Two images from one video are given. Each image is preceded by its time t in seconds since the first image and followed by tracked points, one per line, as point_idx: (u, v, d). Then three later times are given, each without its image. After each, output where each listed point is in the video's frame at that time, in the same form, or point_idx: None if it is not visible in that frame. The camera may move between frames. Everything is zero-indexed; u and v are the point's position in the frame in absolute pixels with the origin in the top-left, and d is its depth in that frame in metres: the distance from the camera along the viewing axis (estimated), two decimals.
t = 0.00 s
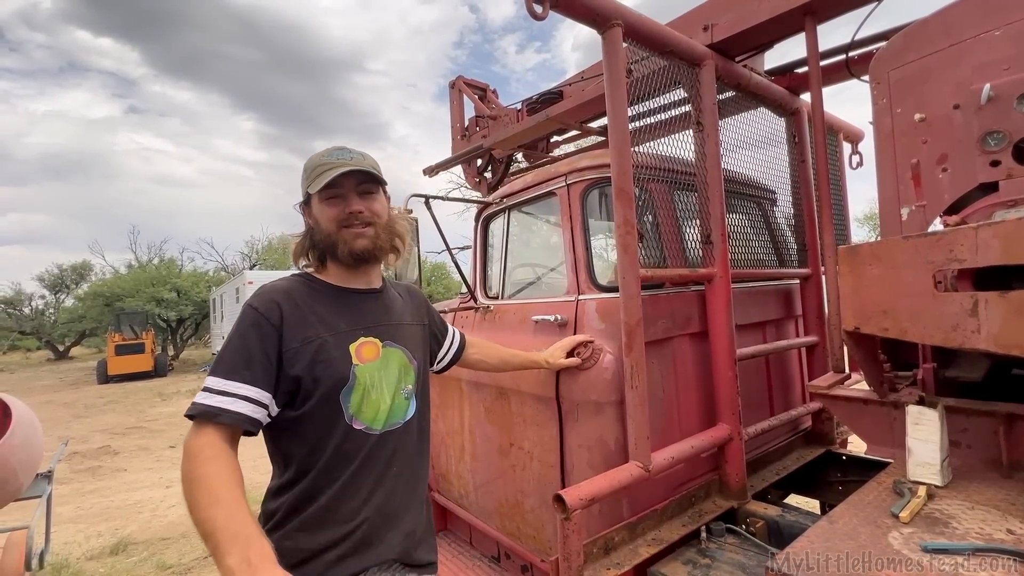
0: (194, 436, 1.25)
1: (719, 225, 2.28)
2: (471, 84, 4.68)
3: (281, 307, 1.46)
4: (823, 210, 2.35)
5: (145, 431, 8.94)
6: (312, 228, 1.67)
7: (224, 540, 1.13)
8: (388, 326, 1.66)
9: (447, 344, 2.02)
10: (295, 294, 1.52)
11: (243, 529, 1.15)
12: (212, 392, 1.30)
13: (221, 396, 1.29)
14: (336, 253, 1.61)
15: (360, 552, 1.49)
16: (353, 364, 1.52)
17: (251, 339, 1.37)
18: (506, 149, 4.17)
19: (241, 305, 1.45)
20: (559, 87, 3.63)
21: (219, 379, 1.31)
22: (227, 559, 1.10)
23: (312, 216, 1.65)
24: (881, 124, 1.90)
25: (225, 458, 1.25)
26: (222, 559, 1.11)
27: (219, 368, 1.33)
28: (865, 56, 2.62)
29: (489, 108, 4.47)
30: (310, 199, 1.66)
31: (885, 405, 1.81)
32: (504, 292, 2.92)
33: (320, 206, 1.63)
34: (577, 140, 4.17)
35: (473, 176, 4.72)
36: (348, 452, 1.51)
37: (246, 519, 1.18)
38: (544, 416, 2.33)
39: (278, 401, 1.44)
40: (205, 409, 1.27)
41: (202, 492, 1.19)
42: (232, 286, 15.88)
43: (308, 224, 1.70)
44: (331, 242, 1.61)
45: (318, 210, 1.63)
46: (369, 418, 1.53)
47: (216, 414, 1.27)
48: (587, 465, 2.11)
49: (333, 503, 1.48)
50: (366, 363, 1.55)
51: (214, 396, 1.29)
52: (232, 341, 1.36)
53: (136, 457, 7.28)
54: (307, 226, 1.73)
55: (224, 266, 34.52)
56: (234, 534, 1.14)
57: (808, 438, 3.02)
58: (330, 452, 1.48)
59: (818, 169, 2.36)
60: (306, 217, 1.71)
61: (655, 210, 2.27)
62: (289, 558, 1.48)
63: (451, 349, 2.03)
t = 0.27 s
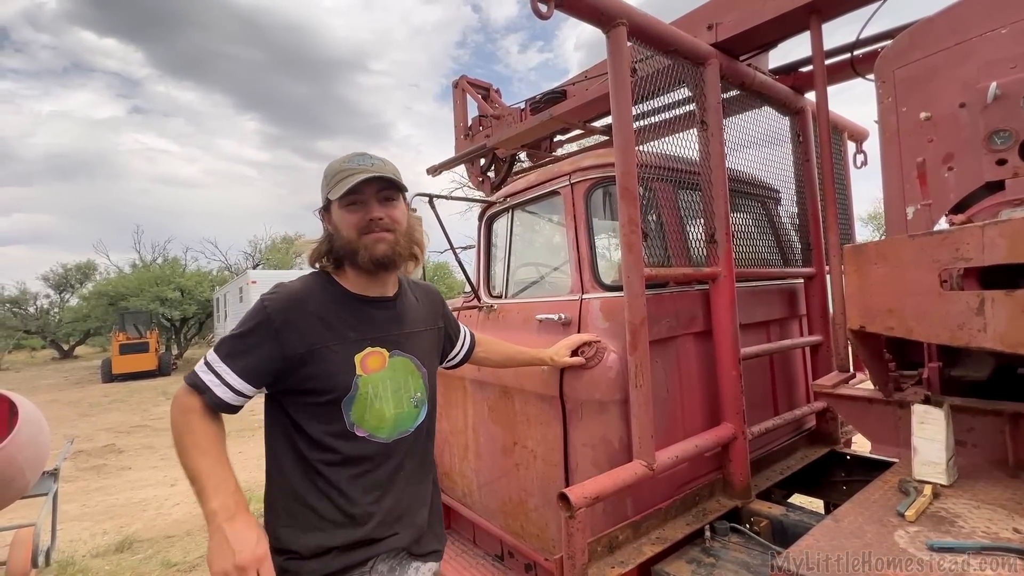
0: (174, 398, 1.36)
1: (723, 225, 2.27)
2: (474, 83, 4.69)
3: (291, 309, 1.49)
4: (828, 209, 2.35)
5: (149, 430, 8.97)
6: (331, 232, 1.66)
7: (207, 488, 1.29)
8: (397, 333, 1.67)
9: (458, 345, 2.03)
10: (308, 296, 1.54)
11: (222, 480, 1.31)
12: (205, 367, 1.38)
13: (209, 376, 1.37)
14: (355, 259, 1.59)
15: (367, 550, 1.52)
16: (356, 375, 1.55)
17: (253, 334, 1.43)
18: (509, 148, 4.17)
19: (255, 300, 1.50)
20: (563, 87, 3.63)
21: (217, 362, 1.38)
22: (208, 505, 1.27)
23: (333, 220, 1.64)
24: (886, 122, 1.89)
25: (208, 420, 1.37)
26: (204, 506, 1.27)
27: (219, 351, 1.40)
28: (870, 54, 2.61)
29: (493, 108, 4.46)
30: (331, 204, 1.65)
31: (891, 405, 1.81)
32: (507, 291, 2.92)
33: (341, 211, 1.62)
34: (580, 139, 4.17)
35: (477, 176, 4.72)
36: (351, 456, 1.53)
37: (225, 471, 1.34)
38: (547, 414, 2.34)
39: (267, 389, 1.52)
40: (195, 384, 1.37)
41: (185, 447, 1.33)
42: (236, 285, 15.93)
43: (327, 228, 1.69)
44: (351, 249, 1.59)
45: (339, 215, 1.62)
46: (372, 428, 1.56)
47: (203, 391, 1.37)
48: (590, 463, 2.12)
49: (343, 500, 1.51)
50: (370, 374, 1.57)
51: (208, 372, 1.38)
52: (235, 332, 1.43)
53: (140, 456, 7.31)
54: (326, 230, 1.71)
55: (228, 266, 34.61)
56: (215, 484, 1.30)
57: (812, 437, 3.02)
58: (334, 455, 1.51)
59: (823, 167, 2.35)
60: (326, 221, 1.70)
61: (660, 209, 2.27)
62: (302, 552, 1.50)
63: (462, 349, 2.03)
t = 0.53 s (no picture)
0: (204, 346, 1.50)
1: (729, 223, 2.26)
2: (479, 82, 4.68)
3: (312, 294, 1.54)
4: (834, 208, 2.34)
5: (154, 427, 9.01)
6: (373, 232, 1.66)
7: (243, 420, 1.49)
8: (410, 330, 1.69)
9: (469, 350, 2.03)
10: (330, 286, 1.58)
11: (254, 414, 1.51)
12: (232, 326, 1.50)
13: (233, 331, 1.49)
14: (390, 266, 1.61)
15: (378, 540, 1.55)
16: (361, 366, 1.58)
17: (276, 310, 1.51)
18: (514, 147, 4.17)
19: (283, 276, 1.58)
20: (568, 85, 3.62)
21: (243, 326, 1.49)
22: (246, 435, 1.48)
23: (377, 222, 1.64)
24: (893, 121, 1.87)
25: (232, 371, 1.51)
26: (242, 435, 1.48)
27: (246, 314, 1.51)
28: (877, 53, 2.60)
29: (497, 106, 4.46)
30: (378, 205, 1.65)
31: (897, 404, 1.80)
32: (511, 290, 2.92)
33: (388, 216, 1.62)
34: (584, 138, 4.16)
35: (481, 175, 4.72)
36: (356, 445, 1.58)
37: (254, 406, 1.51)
38: (551, 413, 2.34)
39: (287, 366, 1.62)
40: (220, 335, 1.49)
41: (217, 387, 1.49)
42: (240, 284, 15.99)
43: (369, 226, 1.68)
44: (390, 256, 1.60)
45: (385, 220, 1.62)
46: (373, 420, 1.60)
47: (226, 344, 1.49)
48: (594, 461, 2.12)
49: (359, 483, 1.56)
50: (376, 367, 1.61)
51: (233, 331, 1.49)
52: (259, 302, 1.51)
53: (145, 453, 7.34)
54: (366, 225, 1.71)
55: (232, 264, 34.69)
56: (248, 419, 1.50)
57: (817, 437, 3.00)
58: (345, 443, 1.57)
59: (829, 166, 2.34)
60: (368, 217, 1.70)
61: (665, 208, 2.26)
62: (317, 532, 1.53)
63: (473, 355, 2.03)
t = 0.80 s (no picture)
0: (216, 356, 1.42)
1: (735, 223, 2.25)
2: (484, 80, 4.67)
3: (345, 296, 1.54)
4: (841, 208, 2.32)
5: (160, 423, 9.06)
6: (407, 236, 1.65)
7: (268, 439, 1.43)
8: (439, 330, 1.70)
9: (483, 355, 2.07)
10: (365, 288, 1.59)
11: (278, 430, 1.45)
12: (253, 332, 1.45)
13: (253, 338, 1.44)
14: (433, 269, 1.64)
15: (399, 539, 1.54)
16: (398, 364, 1.59)
17: (305, 312, 1.49)
18: (519, 146, 4.16)
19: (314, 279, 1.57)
20: (573, 84, 3.60)
21: (267, 329, 1.45)
22: (276, 454, 1.42)
23: (414, 226, 1.63)
24: (902, 120, 1.85)
25: (248, 382, 1.44)
26: (272, 456, 1.42)
27: (270, 318, 1.47)
28: (886, 51, 2.58)
29: (502, 105, 4.45)
30: (414, 209, 1.65)
31: (904, 406, 1.79)
32: (516, 289, 2.91)
33: (427, 220, 1.63)
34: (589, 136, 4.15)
35: (486, 173, 4.72)
36: (388, 443, 1.57)
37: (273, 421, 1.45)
38: (556, 412, 2.33)
39: (310, 370, 1.58)
40: (238, 342, 1.43)
41: (232, 406, 1.42)
42: (245, 281, 16.06)
43: (401, 230, 1.67)
44: (433, 259, 1.62)
45: (425, 224, 1.63)
46: (408, 418, 1.60)
47: (246, 352, 1.43)
48: (599, 461, 2.11)
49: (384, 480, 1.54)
50: (411, 365, 1.61)
51: (254, 337, 1.44)
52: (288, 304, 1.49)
53: (150, 449, 7.38)
54: (395, 228, 1.70)
55: (237, 262, 34.81)
56: (273, 436, 1.44)
57: (822, 437, 2.99)
58: (374, 439, 1.57)
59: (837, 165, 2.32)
60: (399, 221, 1.68)
61: (671, 207, 2.25)
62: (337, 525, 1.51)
63: (486, 360, 2.07)
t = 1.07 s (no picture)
0: (247, 354, 1.36)
1: (744, 222, 2.23)
2: (490, 77, 4.65)
3: (378, 293, 1.52)
4: (853, 207, 2.29)
5: (166, 418, 9.11)
6: (432, 233, 1.68)
7: (301, 442, 1.39)
8: (464, 328, 1.70)
9: (497, 352, 2.08)
10: (397, 286, 1.57)
11: (309, 431, 1.40)
12: (286, 328, 1.40)
13: (289, 334, 1.39)
14: (452, 265, 1.63)
15: (432, 533, 1.54)
16: (429, 361, 1.57)
17: (341, 309, 1.45)
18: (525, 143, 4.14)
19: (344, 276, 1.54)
20: (581, 81, 3.56)
21: (302, 326, 1.40)
22: (307, 456, 1.38)
23: (438, 223, 1.66)
24: (916, 117, 1.82)
25: (282, 379, 1.39)
26: (303, 458, 1.37)
27: (305, 314, 1.42)
28: (898, 47, 2.54)
29: (508, 102, 4.43)
30: (441, 208, 1.68)
31: (917, 408, 1.76)
32: (523, 287, 2.90)
33: (449, 216, 1.64)
34: (596, 134, 4.13)
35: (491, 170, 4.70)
36: (420, 440, 1.56)
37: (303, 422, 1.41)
38: (562, 411, 2.32)
39: (339, 368, 1.54)
40: (273, 339, 1.38)
41: (263, 406, 1.37)
42: (250, 278, 16.12)
43: (427, 229, 1.70)
44: (451, 253, 1.62)
45: (447, 221, 1.65)
46: (437, 414, 1.59)
47: (281, 349, 1.38)
48: (605, 461, 2.10)
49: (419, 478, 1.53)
50: (440, 362, 1.60)
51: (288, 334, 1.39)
52: (323, 300, 1.45)
53: (157, 444, 7.42)
54: (424, 229, 1.73)
55: (243, 258, 34.95)
56: (304, 438, 1.39)
57: (831, 438, 2.96)
58: (408, 435, 1.55)
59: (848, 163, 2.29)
60: (427, 221, 1.71)
61: (679, 205, 2.23)
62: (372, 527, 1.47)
63: (500, 356, 2.09)
